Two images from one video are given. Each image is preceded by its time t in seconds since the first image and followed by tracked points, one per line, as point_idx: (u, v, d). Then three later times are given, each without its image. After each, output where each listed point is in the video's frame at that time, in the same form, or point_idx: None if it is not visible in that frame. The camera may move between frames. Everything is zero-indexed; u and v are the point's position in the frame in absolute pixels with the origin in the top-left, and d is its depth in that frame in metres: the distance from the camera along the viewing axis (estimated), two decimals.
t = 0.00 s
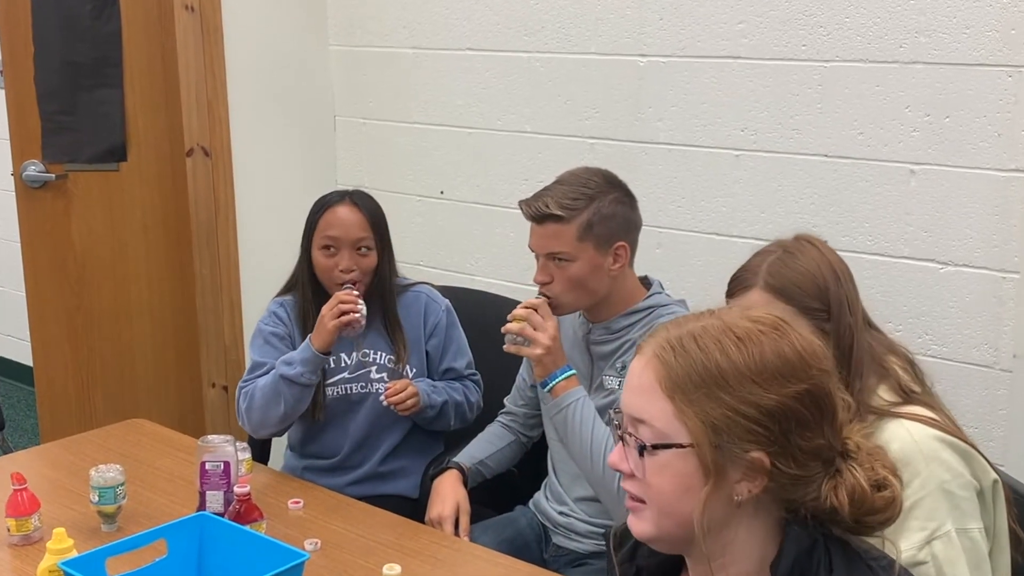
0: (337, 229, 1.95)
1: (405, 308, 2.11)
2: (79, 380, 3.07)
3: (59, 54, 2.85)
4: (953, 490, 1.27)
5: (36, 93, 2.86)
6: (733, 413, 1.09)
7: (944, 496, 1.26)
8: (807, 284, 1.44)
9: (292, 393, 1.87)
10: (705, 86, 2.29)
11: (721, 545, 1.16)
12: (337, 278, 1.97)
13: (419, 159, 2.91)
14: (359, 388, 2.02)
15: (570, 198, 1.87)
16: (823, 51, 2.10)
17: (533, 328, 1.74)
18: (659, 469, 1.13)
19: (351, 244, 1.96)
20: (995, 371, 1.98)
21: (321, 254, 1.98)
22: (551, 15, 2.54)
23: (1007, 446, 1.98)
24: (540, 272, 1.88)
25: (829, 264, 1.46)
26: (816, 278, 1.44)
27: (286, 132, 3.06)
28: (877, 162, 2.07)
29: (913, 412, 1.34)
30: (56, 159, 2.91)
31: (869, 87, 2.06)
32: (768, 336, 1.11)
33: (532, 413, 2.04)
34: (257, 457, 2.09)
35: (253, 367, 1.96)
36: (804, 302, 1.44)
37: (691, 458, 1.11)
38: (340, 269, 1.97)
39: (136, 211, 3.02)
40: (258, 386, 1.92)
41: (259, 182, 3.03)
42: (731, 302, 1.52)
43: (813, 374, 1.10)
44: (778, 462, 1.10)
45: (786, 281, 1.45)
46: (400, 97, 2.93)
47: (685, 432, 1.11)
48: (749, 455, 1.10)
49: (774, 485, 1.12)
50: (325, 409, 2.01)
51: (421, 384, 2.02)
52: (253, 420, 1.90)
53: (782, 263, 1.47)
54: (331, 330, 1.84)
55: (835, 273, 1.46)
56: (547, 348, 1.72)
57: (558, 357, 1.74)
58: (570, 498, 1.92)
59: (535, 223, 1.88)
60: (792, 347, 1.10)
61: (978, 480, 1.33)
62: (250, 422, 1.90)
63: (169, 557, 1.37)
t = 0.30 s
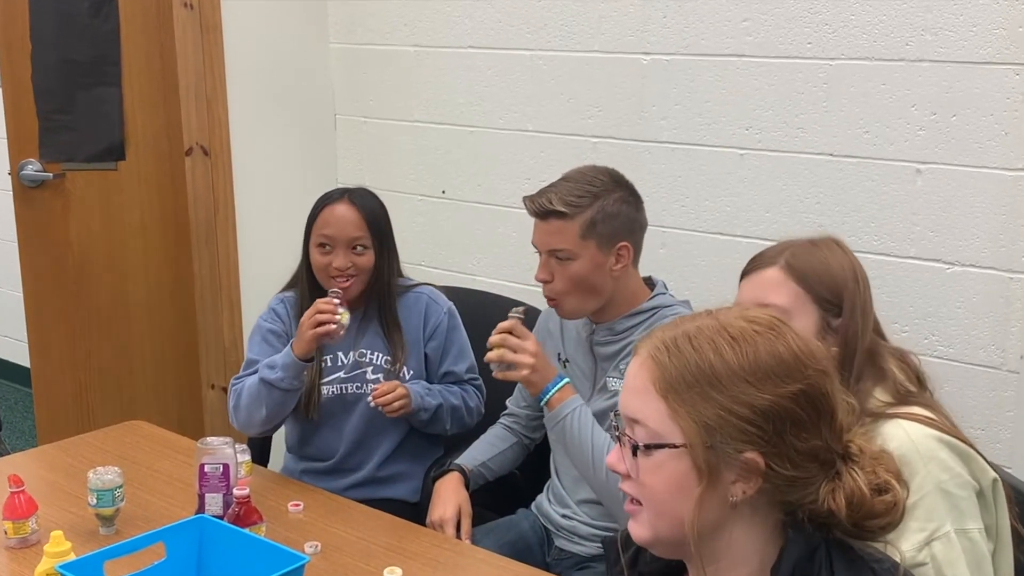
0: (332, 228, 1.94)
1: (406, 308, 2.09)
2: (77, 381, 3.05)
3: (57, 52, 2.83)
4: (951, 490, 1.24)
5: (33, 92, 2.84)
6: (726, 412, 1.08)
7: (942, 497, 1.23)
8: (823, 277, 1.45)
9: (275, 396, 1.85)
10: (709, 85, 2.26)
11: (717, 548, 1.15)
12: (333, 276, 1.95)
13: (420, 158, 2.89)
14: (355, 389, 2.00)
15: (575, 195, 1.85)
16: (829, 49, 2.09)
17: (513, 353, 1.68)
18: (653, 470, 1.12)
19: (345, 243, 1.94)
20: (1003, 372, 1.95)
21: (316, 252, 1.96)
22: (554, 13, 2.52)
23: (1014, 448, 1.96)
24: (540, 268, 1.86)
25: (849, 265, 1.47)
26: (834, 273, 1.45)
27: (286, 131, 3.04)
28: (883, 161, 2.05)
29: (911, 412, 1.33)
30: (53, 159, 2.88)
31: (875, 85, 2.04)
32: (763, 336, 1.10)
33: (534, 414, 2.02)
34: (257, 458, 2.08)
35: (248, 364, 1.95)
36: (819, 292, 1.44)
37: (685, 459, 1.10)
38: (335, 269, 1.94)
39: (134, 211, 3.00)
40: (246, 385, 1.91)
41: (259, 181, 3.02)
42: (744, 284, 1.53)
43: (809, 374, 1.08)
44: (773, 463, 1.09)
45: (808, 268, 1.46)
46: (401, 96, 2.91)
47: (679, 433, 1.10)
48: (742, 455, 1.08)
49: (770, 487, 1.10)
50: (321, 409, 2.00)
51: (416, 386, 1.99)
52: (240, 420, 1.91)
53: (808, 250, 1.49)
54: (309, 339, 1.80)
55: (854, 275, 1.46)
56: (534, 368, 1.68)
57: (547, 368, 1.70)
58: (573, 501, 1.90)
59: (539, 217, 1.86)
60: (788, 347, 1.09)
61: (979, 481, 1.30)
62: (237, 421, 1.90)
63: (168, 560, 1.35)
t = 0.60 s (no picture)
0: (329, 230, 1.92)
1: (406, 310, 2.06)
2: (75, 382, 3.04)
3: (56, 50, 2.81)
4: (953, 497, 1.22)
5: (32, 90, 2.82)
6: (722, 411, 1.06)
7: (944, 504, 1.22)
8: (832, 279, 1.45)
9: (264, 401, 1.85)
10: (713, 83, 2.25)
11: (716, 547, 1.13)
12: (330, 279, 1.93)
13: (421, 157, 2.87)
14: (354, 391, 1.98)
15: (572, 198, 1.83)
16: (834, 48, 2.07)
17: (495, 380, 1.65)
18: (652, 468, 1.11)
19: (342, 246, 1.92)
20: (1010, 374, 1.94)
21: (313, 255, 1.94)
22: (557, 10, 2.50)
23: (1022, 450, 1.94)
24: (539, 272, 1.84)
25: (858, 266, 1.46)
26: (843, 275, 1.45)
27: (286, 131, 3.02)
28: (889, 161, 2.03)
29: (915, 417, 1.32)
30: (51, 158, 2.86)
31: (881, 83, 2.02)
32: (762, 333, 1.08)
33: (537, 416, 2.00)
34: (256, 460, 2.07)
35: (246, 365, 1.95)
36: (827, 292, 1.44)
37: (683, 457, 1.09)
38: (331, 271, 1.92)
39: (134, 211, 2.97)
40: (240, 387, 1.91)
41: (260, 182, 3.00)
42: (753, 278, 1.53)
43: (808, 373, 1.06)
44: (771, 462, 1.07)
45: (816, 268, 1.46)
46: (402, 95, 2.89)
47: (676, 431, 1.09)
48: (741, 453, 1.06)
49: (768, 486, 1.08)
50: (320, 411, 1.99)
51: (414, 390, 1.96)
52: (233, 422, 1.91)
53: (819, 250, 1.48)
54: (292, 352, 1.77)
55: (864, 278, 1.45)
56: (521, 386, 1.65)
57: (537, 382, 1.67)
58: (576, 503, 1.88)
59: (536, 221, 1.85)
60: (785, 345, 1.07)
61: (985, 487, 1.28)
62: (229, 424, 1.90)
63: (167, 563, 1.33)
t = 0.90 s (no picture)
0: (327, 232, 1.89)
1: (406, 312, 2.04)
2: (72, 383, 3.01)
3: (54, 49, 2.78)
4: (960, 502, 1.30)
5: (30, 89, 2.80)
6: (664, 405, 1.01)
7: (950, 508, 1.30)
8: (851, 278, 1.44)
9: (260, 406, 1.83)
10: (717, 81, 2.23)
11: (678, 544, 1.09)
12: (329, 282, 1.91)
13: (422, 156, 2.85)
14: (354, 393, 1.96)
15: (569, 202, 1.81)
16: (839, 46, 2.05)
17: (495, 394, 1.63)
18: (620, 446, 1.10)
19: (340, 247, 1.90)
20: (1018, 375, 1.92)
21: (312, 258, 1.92)
22: (560, 8, 2.48)
23: None
24: (539, 278, 1.82)
25: (878, 265, 1.46)
26: (863, 275, 1.45)
27: (286, 130, 3.01)
28: (895, 160, 2.01)
29: (931, 419, 1.37)
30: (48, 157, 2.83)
31: (887, 82, 2.00)
32: (723, 334, 0.99)
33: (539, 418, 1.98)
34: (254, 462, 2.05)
35: (244, 366, 1.93)
36: (845, 292, 1.44)
37: (636, 443, 1.06)
38: (330, 274, 1.90)
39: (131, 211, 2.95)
40: (237, 390, 1.90)
41: (260, 182, 2.98)
42: (771, 274, 1.51)
43: (756, 385, 0.96)
44: (707, 467, 0.99)
45: (835, 267, 1.45)
46: (403, 94, 2.87)
47: (633, 416, 1.06)
48: (678, 452, 1.01)
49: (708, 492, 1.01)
50: (320, 413, 1.97)
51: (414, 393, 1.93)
52: (229, 424, 1.89)
53: (837, 249, 1.47)
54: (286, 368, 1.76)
55: (883, 277, 1.45)
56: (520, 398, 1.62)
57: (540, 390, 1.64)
58: (579, 506, 1.86)
59: (534, 226, 1.82)
60: (741, 354, 0.97)
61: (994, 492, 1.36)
62: (225, 426, 1.88)
63: (166, 566, 1.31)
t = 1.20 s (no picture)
0: (329, 232, 1.87)
1: (408, 313, 2.02)
2: (70, 384, 2.99)
3: (51, 47, 2.76)
4: (958, 508, 1.30)
5: (28, 88, 2.78)
6: (648, 397, 1.04)
7: (948, 511, 1.29)
8: (858, 282, 1.43)
9: (256, 411, 1.81)
10: (722, 80, 2.21)
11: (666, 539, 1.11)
12: (331, 282, 1.89)
13: (424, 156, 2.83)
14: (354, 395, 1.94)
15: (572, 202, 1.79)
16: (845, 44, 2.03)
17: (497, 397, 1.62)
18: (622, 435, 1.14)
19: (343, 248, 1.88)
20: None
21: (315, 258, 1.90)
22: (563, 6, 2.46)
23: None
24: (541, 279, 1.80)
25: (886, 266, 1.44)
26: (871, 277, 1.43)
27: (286, 129, 2.99)
28: (901, 159, 1.99)
29: (942, 422, 1.36)
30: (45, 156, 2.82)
31: (893, 80, 1.98)
32: (707, 334, 1.01)
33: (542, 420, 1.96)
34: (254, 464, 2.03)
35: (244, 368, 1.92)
36: (851, 297, 1.42)
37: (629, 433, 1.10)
38: (333, 275, 1.88)
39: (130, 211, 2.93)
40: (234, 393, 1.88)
41: (260, 182, 2.97)
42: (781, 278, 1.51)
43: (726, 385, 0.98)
44: (681, 462, 1.02)
45: (841, 272, 1.44)
46: (404, 93, 2.85)
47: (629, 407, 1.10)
48: (659, 444, 1.04)
49: (683, 489, 1.03)
50: (321, 416, 1.95)
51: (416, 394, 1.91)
52: (227, 428, 1.87)
53: (845, 252, 1.46)
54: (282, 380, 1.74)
55: (892, 277, 1.43)
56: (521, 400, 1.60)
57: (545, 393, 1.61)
58: (582, 509, 1.84)
59: (537, 226, 1.80)
60: (717, 355, 0.99)
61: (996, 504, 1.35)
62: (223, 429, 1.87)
63: (164, 569, 1.30)
